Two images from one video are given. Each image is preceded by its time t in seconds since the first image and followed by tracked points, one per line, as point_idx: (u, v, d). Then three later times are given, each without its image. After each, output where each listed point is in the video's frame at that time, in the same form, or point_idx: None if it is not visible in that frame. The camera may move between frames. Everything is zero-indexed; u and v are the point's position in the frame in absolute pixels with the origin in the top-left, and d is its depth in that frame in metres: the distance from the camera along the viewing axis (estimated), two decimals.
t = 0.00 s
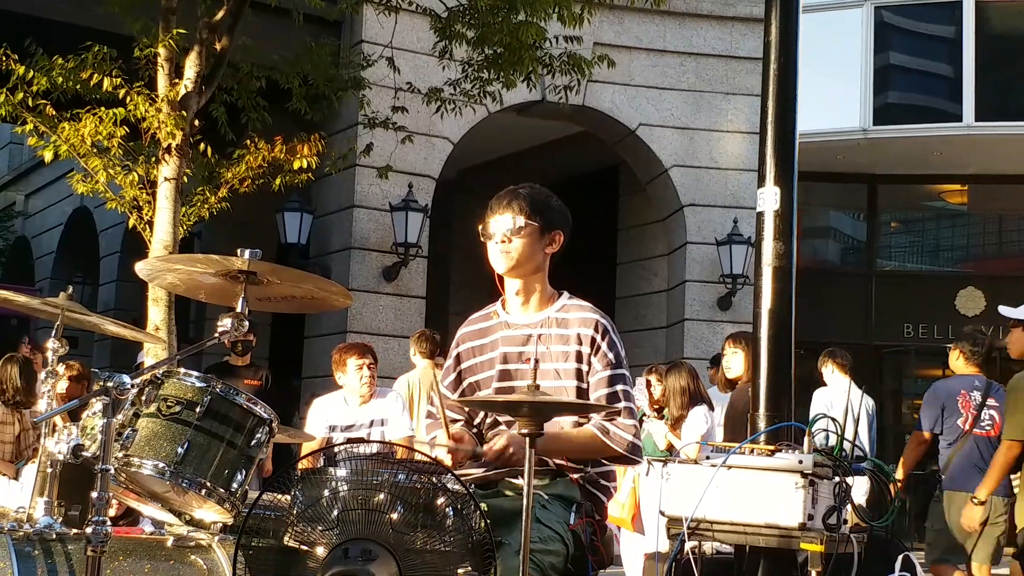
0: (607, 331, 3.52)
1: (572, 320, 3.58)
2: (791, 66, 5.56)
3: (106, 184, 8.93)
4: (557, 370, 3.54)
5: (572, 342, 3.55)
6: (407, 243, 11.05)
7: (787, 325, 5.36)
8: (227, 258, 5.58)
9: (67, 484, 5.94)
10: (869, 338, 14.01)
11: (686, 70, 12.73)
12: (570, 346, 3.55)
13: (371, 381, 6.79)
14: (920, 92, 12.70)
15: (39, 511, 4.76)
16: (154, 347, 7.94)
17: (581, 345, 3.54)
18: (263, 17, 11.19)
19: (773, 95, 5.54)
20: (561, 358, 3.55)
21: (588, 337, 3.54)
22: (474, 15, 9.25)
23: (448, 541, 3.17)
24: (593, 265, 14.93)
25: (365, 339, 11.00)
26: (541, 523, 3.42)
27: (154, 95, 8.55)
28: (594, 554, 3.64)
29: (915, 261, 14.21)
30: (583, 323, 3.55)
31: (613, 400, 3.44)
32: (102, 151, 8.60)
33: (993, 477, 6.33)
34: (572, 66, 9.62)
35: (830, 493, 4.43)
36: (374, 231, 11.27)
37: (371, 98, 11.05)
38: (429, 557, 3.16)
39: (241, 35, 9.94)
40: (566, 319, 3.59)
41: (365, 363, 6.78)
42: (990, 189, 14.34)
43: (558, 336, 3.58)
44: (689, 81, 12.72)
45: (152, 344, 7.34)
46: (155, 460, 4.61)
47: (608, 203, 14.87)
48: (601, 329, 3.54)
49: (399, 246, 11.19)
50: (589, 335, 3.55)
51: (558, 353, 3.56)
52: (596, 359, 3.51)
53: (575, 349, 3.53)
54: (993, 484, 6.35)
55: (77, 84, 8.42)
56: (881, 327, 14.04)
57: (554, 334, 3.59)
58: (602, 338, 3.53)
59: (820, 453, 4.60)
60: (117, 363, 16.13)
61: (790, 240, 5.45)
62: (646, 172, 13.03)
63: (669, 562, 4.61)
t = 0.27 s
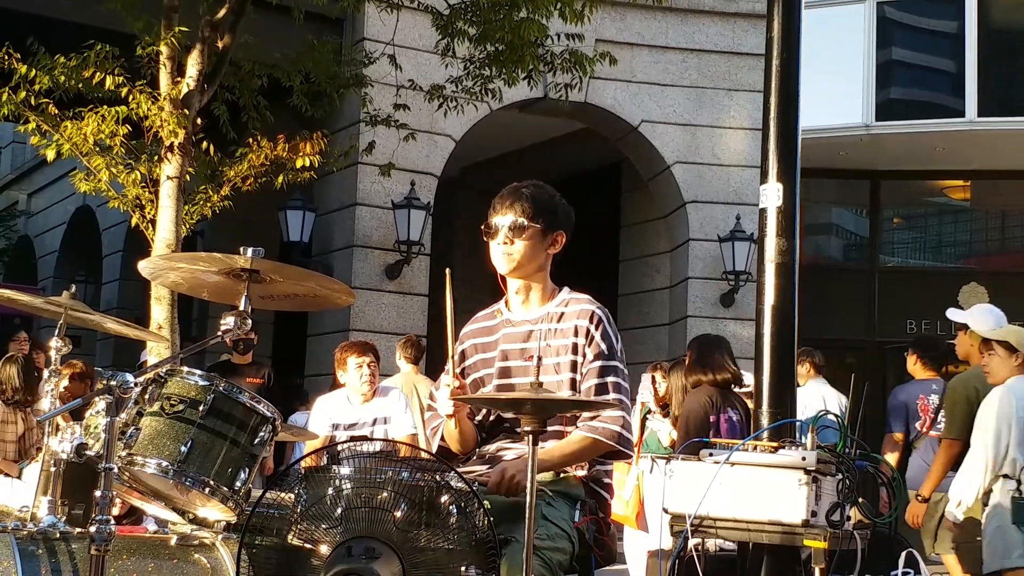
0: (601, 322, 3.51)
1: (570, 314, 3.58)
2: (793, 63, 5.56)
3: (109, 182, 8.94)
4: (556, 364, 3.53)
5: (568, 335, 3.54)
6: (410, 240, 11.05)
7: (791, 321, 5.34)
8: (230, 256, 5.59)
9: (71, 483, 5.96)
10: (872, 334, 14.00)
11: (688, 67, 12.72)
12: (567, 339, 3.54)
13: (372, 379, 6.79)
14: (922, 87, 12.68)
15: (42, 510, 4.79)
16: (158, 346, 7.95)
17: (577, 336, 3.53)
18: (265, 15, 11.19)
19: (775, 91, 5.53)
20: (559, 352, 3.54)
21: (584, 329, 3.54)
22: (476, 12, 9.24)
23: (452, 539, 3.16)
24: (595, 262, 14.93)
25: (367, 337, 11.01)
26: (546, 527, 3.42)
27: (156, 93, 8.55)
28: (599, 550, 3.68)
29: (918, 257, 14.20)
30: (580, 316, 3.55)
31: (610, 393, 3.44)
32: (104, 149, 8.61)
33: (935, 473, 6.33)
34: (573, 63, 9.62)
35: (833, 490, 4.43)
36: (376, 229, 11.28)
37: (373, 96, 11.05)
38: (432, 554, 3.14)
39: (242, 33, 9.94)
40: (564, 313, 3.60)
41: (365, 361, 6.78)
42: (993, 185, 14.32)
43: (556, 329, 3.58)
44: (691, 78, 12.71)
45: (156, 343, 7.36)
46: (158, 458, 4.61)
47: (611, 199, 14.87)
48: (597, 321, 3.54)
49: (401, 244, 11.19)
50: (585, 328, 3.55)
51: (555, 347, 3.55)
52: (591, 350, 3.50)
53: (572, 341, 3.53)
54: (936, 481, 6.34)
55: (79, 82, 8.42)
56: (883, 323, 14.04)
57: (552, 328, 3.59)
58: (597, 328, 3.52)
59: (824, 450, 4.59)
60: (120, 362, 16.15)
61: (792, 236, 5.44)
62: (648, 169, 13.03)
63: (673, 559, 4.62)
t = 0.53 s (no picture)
0: (603, 331, 3.53)
1: (568, 321, 3.59)
2: (790, 69, 5.57)
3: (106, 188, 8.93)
4: (554, 371, 3.54)
5: (568, 343, 3.55)
6: (407, 246, 11.05)
7: (787, 326, 5.35)
8: (228, 262, 5.60)
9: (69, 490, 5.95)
10: (869, 339, 14.02)
11: (685, 73, 12.74)
12: (567, 348, 3.54)
13: (370, 385, 6.78)
14: (919, 93, 12.71)
15: (39, 517, 4.77)
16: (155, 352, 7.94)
17: (578, 345, 3.54)
18: (262, 21, 11.19)
19: (772, 98, 5.53)
20: (557, 359, 3.55)
21: (585, 337, 3.54)
22: (473, 19, 9.25)
23: (450, 545, 3.17)
24: (592, 268, 14.94)
25: (365, 343, 11.00)
26: (544, 529, 3.41)
27: (153, 99, 8.55)
28: (595, 554, 3.67)
29: (915, 263, 14.22)
30: (580, 324, 3.56)
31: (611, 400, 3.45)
32: (102, 156, 8.61)
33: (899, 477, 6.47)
34: (570, 69, 9.63)
35: (831, 495, 4.43)
36: (374, 235, 11.27)
37: (370, 102, 11.06)
38: (430, 560, 3.16)
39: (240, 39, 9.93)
40: (563, 321, 3.59)
41: (363, 368, 6.76)
42: (989, 191, 14.35)
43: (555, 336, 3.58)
44: (688, 84, 12.72)
45: (152, 349, 7.35)
46: (155, 465, 4.62)
47: (608, 205, 14.88)
48: (597, 329, 3.55)
49: (399, 250, 11.19)
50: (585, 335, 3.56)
51: (554, 354, 3.56)
52: (594, 359, 3.51)
53: (573, 350, 3.53)
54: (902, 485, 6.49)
55: (77, 88, 8.42)
56: (881, 328, 14.05)
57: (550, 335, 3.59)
58: (599, 337, 3.54)
59: (821, 456, 4.59)
60: (118, 368, 16.13)
61: (790, 242, 5.45)
62: (646, 174, 13.03)
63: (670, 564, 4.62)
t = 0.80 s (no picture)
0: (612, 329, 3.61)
1: (575, 319, 3.63)
2: (795, 67, 5.55)
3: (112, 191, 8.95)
4: (563, 368, 3.58)
5: (576, 340, 3.60)
6: (413, 247, 11.06)
7: (793, 325, 5.34)
8: (233, 263, 5.61)
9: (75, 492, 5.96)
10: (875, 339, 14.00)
11: (690, 72, 12.72)
12: (579, 346, 3.59)
13: (378, 387, 6.78)
14: (924, 92, 12.69)
15: (46, 518, 4.79)
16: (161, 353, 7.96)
17: (591, 343, 3.60)
18: (267, 22, 11.21)
19: (776, 97, 5.53)
20: (564, 357, 3.58)
21: (597, 335, 3.61)
22: (478, 19, 9.25)
23: (457, 546, 3.16)
24: (598, 268, 14.93)
25: (371, 344, 11.01)
26: (553, 521, 3.43)
27: (159, 101, 8.56)
28: (603, 551, 3.65)
29: (921, 262, 14.19)
30: (589, 323, 3.62)
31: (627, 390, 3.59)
32: (108, 158, 8.63)
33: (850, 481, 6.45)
34: (576, 69, 9.63)
35: (837, 495, 4.43)
36: (379, 236, 11.28)
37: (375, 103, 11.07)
38: (436, 561, 3.17)
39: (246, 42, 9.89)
40: (570, 319, 3.62)
41: (371, 369, 6.76)
42: (995, 190, 14.33)
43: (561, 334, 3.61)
44: (693, 84, 12.71)
45: (159, 350, 7.36)
46: (162, 466, 4.62)
47: (613, 205, 14.88)
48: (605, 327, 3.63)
49: (405, 251, 11.20)
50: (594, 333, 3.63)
51: (561, 351, 3.59)
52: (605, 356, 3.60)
53: (586, 347, 3.58)
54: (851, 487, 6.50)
55: (83, 91, 8.43)
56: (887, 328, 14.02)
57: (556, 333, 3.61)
58: (610, 334, 3.62)
59: (829, 455, 4.56)
60: (124, 370, 16.16)
61: (795, 241, 5.44)
62: (651, 174, 13.03)
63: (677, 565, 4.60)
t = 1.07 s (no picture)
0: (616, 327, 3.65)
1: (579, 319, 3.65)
2: (795, 67, 5.55)
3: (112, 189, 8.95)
4: (569, 367, 3.59)
5: (581, 340, 3.62)
6: (413, 246, 11.07)
7: (792, 325, 5.34)
8: (233, 262, 5.60)
9: (74, 491, 5.97)
10: (875, 339, 14.00)
11: (691, 72, 12.72)
12: (585, 344, 3.62)
13: (378, 386, 6.78)
14: (924, 92, 12.69)
15: (45, 517, 4.79)
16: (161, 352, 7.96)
17: (597, 341, 3.63)
18: (267, 21, 11.21)
19: (776, 97, 5.53)
20: (569, 356, 3.60)
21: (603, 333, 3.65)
22: (478, 18, 9.25)
23: (454, 545, 3.18)
24: (598, 268, 14.93)
25: (370, 343, 11.01)
26: (550, 525, 3.44)
27: (159, 99, 8.56)
28: (599, 550, 3.65)
29: (921, 262, 14.19)
30: (594, 322, 3.64)
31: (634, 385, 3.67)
32: (108, 156, 8.63)
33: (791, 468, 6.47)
34: (576, 69, 9.62)
35: (836, 494, 4.43)
36: (379, 235, 11.28)
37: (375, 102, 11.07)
38: (434, 559, 3.19)
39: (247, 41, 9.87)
40: (576, 317, 3.64)
41: (372, 368, 6.76)
42: (996, 189, 14.32)
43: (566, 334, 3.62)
44: (693, 83, 12.71)
45: (158, 349, 7.36)
46: (161, 465, 4.63)
47: (613, 204, 14.88)
48: (608, 325, 3.66)
49: (404, 250, 11.20)
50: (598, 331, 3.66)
51: (567, 350, 3.60)
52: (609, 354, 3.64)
53: (593, 345, 3.61)
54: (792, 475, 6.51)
55: (82, 89, 8.43)
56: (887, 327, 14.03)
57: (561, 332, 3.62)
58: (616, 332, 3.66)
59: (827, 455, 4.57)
60: (124, 368, 16.17)
61: (794, 241, 5.45)
62: (651, 174, 13.03)
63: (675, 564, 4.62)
